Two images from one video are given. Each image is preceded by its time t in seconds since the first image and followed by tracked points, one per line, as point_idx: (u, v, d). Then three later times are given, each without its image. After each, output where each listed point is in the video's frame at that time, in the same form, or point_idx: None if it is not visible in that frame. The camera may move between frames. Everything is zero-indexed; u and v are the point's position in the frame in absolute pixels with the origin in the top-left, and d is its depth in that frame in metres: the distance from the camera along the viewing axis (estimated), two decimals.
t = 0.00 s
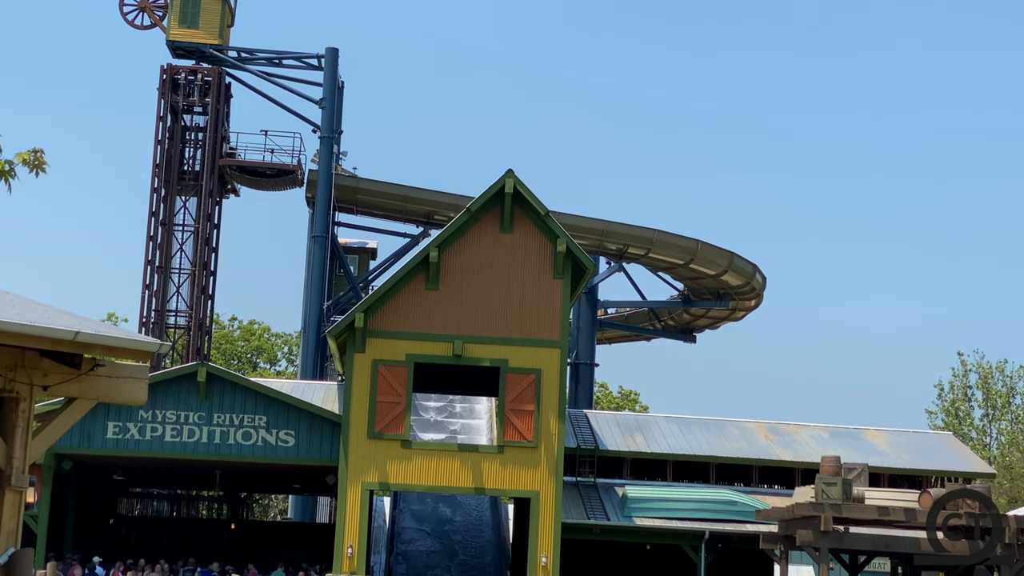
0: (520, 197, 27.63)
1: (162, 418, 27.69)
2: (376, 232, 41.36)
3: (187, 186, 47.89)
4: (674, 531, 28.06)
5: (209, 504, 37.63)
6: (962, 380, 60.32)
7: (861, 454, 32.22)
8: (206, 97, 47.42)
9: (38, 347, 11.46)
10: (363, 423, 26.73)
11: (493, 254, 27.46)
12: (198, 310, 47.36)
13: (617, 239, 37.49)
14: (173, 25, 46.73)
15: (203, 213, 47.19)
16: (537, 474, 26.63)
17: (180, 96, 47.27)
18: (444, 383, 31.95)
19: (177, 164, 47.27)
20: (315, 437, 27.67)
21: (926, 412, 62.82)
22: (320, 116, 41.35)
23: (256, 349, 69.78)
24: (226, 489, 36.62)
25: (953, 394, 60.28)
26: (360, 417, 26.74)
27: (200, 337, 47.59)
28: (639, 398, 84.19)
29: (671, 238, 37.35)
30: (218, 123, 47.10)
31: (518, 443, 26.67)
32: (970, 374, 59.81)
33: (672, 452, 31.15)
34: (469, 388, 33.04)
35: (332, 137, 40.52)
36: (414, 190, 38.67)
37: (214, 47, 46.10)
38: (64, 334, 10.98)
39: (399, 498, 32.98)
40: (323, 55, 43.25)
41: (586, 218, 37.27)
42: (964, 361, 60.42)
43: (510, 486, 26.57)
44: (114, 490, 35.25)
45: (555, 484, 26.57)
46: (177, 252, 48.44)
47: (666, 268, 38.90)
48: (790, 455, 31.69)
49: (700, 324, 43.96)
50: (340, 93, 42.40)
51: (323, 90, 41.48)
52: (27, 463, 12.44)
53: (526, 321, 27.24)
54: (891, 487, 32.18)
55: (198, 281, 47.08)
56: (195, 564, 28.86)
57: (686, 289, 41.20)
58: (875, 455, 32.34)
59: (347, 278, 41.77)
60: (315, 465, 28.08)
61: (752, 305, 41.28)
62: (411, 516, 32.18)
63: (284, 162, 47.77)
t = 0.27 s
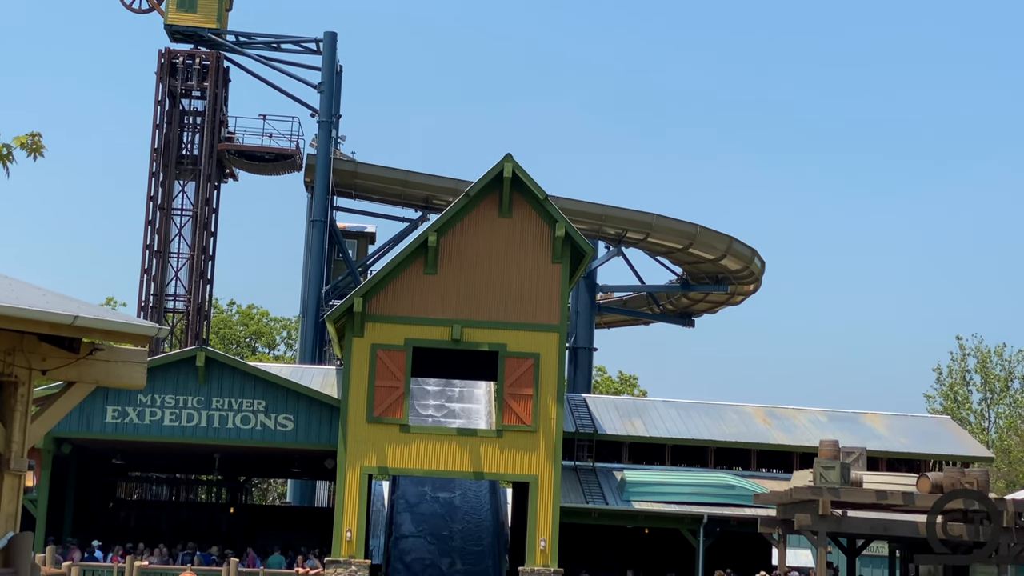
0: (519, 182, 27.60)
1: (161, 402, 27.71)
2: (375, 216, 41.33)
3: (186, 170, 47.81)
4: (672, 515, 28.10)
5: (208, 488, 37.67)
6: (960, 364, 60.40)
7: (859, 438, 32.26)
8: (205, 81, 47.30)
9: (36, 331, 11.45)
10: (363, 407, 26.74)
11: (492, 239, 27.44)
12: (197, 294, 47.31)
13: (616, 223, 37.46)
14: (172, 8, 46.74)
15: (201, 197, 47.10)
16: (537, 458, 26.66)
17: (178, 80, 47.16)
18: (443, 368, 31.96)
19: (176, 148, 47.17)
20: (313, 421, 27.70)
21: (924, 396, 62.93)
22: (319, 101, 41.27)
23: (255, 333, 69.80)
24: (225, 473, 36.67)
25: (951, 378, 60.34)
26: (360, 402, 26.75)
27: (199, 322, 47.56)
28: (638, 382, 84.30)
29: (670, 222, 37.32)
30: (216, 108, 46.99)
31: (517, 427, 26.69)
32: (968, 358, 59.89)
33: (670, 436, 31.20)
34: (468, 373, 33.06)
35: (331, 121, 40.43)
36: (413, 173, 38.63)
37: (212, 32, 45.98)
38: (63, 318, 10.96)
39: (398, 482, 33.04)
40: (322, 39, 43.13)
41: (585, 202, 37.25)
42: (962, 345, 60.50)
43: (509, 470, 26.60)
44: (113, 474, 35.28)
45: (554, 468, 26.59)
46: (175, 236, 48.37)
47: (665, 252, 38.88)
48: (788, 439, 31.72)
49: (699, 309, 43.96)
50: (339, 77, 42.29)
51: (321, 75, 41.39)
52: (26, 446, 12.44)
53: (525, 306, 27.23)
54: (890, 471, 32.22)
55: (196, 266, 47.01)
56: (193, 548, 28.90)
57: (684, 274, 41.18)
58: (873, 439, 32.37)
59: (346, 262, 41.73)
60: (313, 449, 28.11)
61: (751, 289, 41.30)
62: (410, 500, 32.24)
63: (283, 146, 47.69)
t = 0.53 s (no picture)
0: (519, 164, 27.56)
1: (161, 384, 27.71)
2: (374, 199, 41.29)
3: (185, 152, 47.71)
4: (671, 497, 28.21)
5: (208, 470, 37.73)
6: (959, 346, 60.47)
7: (857, 420, 32.30)
8: (204, 64, 47.18)
9: (35, 313, 11.43)
10: (362, 390, 26.75)
11: (492, 221, 27.41)
12: (196, 277, 47.26)
13: (616, 206, 37.42)
14: None
15: (200, 179, 47.01)
16: (536, 441, 26.69)
17: (177, 63, 47.03)
18: (442, 350, 31.96)
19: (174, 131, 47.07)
20: (313, 404, 27.72)
21: (923, 379, 63.00)
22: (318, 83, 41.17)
23: (255, 316, 69.84)
24: (225, 456, 36.73)
25: (950, 360, 60.39)
26: (359, 385, 26.76)
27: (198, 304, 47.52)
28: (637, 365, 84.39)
29: (669, 205, 37.27)
30: (215, 90, 46.88)
31: (516, 410, 26.71)
32: (967, 340, 59.96)
33: (669, 419, 31.24)
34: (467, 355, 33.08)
35: (330, 104, 40.31)
36: (412, 156, 38.57)
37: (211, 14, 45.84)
38: (62, 301, 10.94)
39: (397, 464, 33.11)
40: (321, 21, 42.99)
41: (584, 184, 37.20)
42: (962, 327, 60.53)
43: (509, 453, 26.64)
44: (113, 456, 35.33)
45: (553, 451, 26.62)
46: (174, 219, 48.28)
47: (664, 235, 38.85)
48: (787, 422, 31.77)
49: (698, 291, 43.96)
50: (338, 60, 42.17)
51: (321, 57, 41.28)
52: (26, 429, 12.44)
53: (525, 289, 27.22)
54: (888, 453, 32.27)
55: (196, 248, 46.93)
56: (193, 530, 28.94)
57: (683, 257, 41.16)
58: (872, 421, 32.41)
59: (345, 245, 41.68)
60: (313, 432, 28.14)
61: (750, 272, 41.29)
62: (410, 482, 32.30)
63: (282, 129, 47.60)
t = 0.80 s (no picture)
0: (518, 145, 27.49)
1: (161, 366, 27.73)
2: (374, 180, 41.22)
3: (184, 133, 47.62)
4: (671, 479, 28.14)
5: (208, 452, 37.79)
6: (959, 327, 60.49)
7: (857, 401, 32.34)
8: (202, 45, 47.04)
9: (35, 295, 11.42)
10: (362, 372, 26.75)
11: (491, 203, 27.36)
12: (196, 259, 47.20)
13: (615, 187, 37.37)
14: None
15: (200, 161, 46.92)
16: (535, 422, 26.71)
17: (176, 44, 46.89)
18: (442, 332, 31.97)
19: (174, 112, 46.96)
20: (313, 385, 27.74)
21: (923, 360, 63.06)
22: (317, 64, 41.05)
23: (254, 298, 69.83)
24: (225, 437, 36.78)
25: (950, 341, 60.43)
26: (359, 366, 26.77)
27: (198, 286, 47.49)
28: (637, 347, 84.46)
29: (669, 185, 37.21)
30: (214, 71, 46.75)
31: (516, 391, 26.73)
32: (967, 321, 60.00)
33: (669, 400, 31.26)
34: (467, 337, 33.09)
35: (329, 84, 40.20)
36: (412, 137, 38.51)
37: None
38: (62, 282, 10.94)
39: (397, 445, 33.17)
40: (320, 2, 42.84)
41: (584, 165, 37.14)
42: (962, 308, 60.54)
43: (508, 434, 26.67)
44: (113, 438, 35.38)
45: (553, 432, 26.65)
46: (174, 200, 48.19)
47: (664, 216, 38.81)
48: (787, 403, 31.80)
49: (698, 272, 43.94)
50: (337, 40, 42.04)
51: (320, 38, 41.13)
52: (27, 410, 12.46)
53: (524, 270, 27.20)
54: (888, 434, 32.31)
55: (195, 230, 46.85)
56: (193, 511, 29.02)
57: (683, 238, 41.13)
58: (871, 402, 32.45)
59: (345, 227, 41.62)
60: (313, 413, 28.17)
61: (750, 253, 41.25)
62: (409, 463, 32.36)
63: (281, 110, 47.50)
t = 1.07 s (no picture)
0: (519, 126, 27.43)
1: (162, 347, 27.73)
2: (374, 161, 41.12)
3: (184, 114, 47.50)
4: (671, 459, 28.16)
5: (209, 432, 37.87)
6: (960, 307, 60.47)
7: (857, 381, 32.36)
8: (202, 25, 46.89)
9: (36, 275, 11.40)
10: (362, 352, 26.75)
11: (492, 183, 27.31)
12: (197, 240, 47.14)
13: (616, 167, 37.29)
14: None
15: (200, 141, 46.82)
16: (536, 402, 26.71)
17: (176, 24, 46.74)
18: (443, 313, 31.97)
19: (174, 93, 46.84)
20: (314, 366, 27.74)
21: (923, 341, 63.08)
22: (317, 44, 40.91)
23: (255, 279, 69.83)
24: (225, 418, 36.81)
25: (951, 321, 60.43)
26: (360, 346, 26.76)
27: (198, 267, 47.45)
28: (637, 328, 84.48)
29: (669, 166, 37.14)
30: (214, 51, 46.61)
31: (516, 372, 26.73)
32: (967, 302, 59.98)
33: (669, 380, 31.28)
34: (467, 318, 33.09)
35: (329, 65, 40.06)
36: (412, 118, 38.44)
37: None
38: (63, 263, 10.92)
39: (397, 426, 33.21)
40: None
41: (585, 146, 37.04)
42: (962, 289, 60.51)
43: (509, 415, 26.68)
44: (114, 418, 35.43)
45: (553, 412, 26.66)
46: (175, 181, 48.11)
47: (665, 197, 38.74)
48: (787, 383, 31.82)
49: (699, 253, 43.89)
50: (337, 20, 41.89)
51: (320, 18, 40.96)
52: (28, 390, 12.47)
53: (525, 251, 27.16)
54: (888, 414, 32.33)
55: (196, 211, 46.77)
56: (194, 492, 29.00)
57: (684, 218, 41.07)
58: (872, 382, 32.47)
59: (346, 208, 41.56)
60: (313, 394, 28.18)
61: (751, 234, 41.19)
62: (410, 444, 32.40)
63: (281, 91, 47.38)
